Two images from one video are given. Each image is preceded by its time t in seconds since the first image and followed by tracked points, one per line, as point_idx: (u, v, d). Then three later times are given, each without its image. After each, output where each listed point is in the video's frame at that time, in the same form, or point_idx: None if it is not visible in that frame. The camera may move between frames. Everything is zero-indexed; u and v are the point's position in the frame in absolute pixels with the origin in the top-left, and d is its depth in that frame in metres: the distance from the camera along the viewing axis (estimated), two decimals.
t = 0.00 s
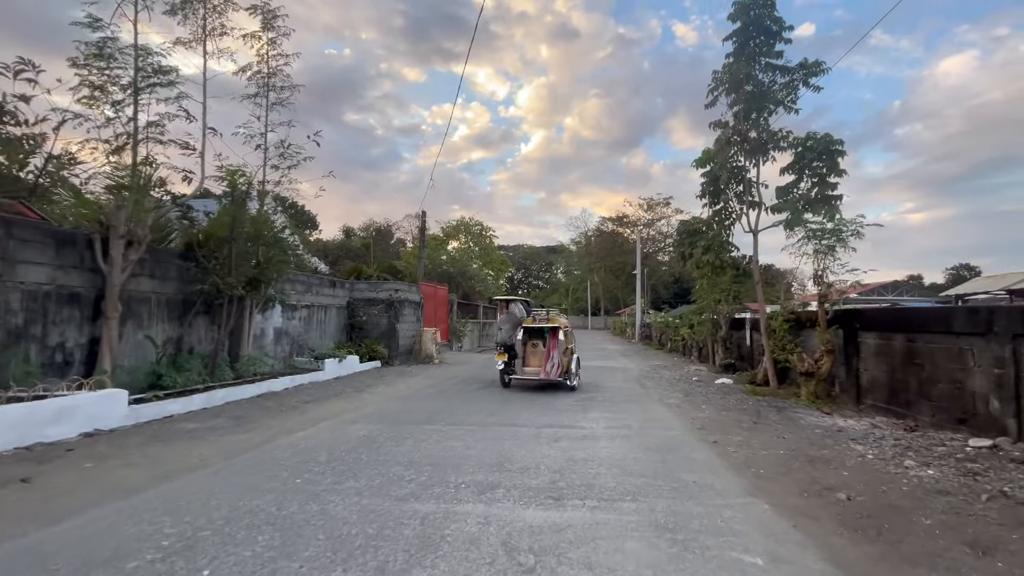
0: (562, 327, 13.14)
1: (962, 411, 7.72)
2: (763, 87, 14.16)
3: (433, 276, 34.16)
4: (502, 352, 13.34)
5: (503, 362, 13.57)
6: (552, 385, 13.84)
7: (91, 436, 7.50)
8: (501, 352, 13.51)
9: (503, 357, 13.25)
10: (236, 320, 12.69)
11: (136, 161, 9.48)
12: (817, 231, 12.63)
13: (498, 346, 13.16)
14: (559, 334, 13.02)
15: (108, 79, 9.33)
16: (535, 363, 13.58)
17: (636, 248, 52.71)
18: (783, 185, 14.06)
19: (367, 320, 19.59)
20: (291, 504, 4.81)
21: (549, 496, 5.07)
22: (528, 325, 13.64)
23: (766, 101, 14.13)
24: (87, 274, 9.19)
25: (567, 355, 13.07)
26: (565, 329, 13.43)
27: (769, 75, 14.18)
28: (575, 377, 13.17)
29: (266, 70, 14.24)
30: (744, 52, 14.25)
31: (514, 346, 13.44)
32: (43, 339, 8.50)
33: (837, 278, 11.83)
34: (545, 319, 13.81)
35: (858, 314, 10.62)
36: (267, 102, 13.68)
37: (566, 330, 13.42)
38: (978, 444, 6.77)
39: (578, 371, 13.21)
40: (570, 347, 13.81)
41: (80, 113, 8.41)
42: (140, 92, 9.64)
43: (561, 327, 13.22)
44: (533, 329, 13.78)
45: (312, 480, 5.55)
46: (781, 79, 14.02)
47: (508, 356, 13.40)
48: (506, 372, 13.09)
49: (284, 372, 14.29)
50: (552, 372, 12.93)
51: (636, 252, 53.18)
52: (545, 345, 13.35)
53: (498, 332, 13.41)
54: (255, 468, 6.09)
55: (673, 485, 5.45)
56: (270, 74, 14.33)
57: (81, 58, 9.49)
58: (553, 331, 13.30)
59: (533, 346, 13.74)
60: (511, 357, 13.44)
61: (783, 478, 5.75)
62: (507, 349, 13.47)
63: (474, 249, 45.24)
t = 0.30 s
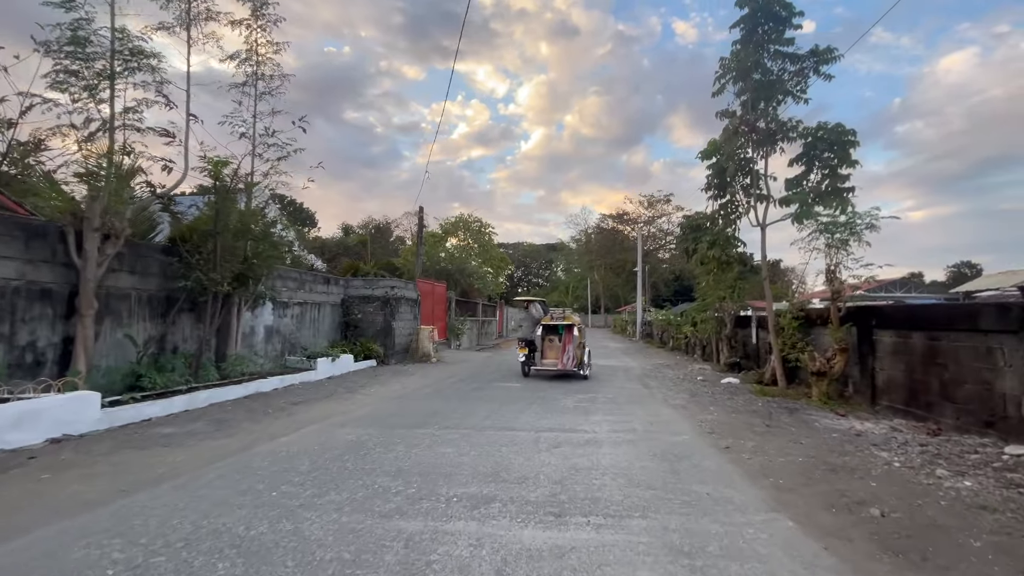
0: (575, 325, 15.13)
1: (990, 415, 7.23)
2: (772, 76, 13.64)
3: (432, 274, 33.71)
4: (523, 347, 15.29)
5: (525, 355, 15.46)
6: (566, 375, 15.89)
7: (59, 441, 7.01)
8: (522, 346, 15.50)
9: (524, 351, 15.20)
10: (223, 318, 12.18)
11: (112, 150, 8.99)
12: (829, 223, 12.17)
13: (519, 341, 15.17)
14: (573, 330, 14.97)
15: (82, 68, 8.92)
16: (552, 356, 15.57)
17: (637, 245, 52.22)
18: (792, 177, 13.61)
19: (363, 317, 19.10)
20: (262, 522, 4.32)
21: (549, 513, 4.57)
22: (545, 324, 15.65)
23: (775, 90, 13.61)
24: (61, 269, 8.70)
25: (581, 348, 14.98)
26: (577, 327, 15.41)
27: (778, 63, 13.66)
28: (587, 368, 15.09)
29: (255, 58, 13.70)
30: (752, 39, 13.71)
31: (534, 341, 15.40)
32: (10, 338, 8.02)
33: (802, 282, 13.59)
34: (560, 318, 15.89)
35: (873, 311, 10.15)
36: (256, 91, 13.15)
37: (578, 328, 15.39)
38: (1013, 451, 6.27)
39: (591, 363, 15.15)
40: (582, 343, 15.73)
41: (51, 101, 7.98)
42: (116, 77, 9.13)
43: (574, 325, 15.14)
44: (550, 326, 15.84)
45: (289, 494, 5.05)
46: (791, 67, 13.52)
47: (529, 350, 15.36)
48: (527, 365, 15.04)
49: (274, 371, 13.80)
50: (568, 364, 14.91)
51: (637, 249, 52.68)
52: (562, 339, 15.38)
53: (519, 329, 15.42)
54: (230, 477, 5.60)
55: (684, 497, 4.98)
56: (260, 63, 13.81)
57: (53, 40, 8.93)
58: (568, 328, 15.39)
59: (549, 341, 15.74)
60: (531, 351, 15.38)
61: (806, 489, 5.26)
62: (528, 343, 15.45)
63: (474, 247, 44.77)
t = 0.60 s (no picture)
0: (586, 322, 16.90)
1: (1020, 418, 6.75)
2: (779, 65, 13.14)
3: (429, 271, 33.21)
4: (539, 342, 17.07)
5: (540, 349, 17.31)
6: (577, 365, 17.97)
7: (22, 448, 6.54)
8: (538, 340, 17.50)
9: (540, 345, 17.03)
10: (209, 316, 11.68)
11: (85, 137, 8.49)
12: (840, 217, 11.68)
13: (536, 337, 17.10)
14: (583, 327, 16.77)
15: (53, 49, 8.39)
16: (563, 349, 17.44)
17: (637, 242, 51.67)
18: (801, 169, 13.16)
19: (358, 316, 18.60)
20: (225, 545, 3.84)
21: (548, 534, 4.07)
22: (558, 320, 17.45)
23: (783, 79, 13.11)
24: (31, 264, 8.22)
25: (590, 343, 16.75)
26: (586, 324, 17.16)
27: (785, 51, 13.16)
28: (596, 360, 16.89)
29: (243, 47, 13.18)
30: (760, 25, 13.20)
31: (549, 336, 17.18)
32: None
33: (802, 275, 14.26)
34: (571, 315, 17.87)
35: (888, 308, 9.67)
36: (243, 79, 12.62)
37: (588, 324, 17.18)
38: None
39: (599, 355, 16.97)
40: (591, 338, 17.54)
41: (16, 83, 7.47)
42: (90, 61, 8.62)
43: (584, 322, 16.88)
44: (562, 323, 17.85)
45: (259, 511, 4.54)
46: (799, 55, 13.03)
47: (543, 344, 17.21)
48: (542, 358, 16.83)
49: (263, 371, 13.31)
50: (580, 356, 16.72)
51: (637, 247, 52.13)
52: (573, 335, 17.17)
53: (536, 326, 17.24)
54: (199, 490, 5.12)
55: (697, 512, 4.51)
56: (247, 51, 13.28)
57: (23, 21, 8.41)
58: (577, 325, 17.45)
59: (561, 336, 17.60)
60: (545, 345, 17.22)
61: (831, 502, 4.79)
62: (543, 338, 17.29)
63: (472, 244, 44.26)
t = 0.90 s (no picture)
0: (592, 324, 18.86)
1: None
2: (787, 56, 12.69)
3: (426, 272, 32.80)
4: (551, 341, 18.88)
5: (551, 347, 19.26)
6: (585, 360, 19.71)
7: None
8: (550, 340, 19.47)
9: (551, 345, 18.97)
10: (192, 317, 11.18)
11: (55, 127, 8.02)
12: (851, 213, 11.24)
13: (547, 337, 18.87)
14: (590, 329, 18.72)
15: (22, 33, 7.90)
16: (572, 347, 19.47)
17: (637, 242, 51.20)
18: (809, 164, 12.80)
19: (352, 317, 18.11)
20: None
21: (547, 564, 3.57)
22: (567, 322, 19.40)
23: (790, 71, 12.67)
24: None
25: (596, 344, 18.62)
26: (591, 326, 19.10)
27: (792, 42, 12.72)
28: (601, 356, 18.90)
29: (231, 38, 12.68)
30: (766, 16, 12.74)
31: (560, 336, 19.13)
32: None
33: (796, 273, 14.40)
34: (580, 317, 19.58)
35: (905, 308, 9.21)
36: (229, 71, 12.13)
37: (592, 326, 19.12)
38: None
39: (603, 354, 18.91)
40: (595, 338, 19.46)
41: None
42: (62, 47, 8.14)
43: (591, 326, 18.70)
44: (571, 324, 19.58)
45: (223, 535, 4.05)
46: (807, 47, 12.59)
47: (554, 343, 19.24)
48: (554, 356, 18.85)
49: (251, 375, 12.80)
50: (587, 353, 18.61)
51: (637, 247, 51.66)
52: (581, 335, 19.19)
53: (546, 328, 18.89)
54: (160, 509, 4.62)
55: (714, 536, 4.03)
56: (234, 42, 12.79)
57: None
58: (582, 325, 18.94)
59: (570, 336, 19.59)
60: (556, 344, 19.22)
61: (861, 524, 4.30)
62: (554, 338, 19.28)
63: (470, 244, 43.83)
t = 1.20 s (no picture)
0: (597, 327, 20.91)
1: None
2: (794, 48, 12.25)
3: (424, 273, 32.32)
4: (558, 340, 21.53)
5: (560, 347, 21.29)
6: (592, 358, 21.56)
7: None
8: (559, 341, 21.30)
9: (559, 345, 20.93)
10: (175, 318, 10.69)
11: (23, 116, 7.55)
12: (863, 210, 10.77)
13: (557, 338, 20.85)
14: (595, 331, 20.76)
15: None
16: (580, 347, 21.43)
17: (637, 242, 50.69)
18: (818, 160, 12.35)
19: (346, 318, 17.64)
20: None
21: None
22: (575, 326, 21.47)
23: (798, 63, 12.22)
24: None
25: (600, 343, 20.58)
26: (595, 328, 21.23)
27: (800, 34, 12.28)
28: (606, 355, 20.89)
29: (217, 27, 12.16)
30: (773, 6, 12.27)
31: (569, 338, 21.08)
32: None
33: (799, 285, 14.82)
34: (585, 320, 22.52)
35: (923, 309, 8.73)
36: (215, 62, 11.64)
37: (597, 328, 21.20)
38: None
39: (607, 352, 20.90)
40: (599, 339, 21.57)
41: None
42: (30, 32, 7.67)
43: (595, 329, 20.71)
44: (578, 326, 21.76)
45: (177, 566, 3.56)
46: (815, 38, 12.14)
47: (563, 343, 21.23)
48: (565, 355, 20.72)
49: (239, 378, 12.30)
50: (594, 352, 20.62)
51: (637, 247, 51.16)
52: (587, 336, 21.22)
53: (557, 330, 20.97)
54: (110, 533, 4.12)
55: (735, 567, 3.53)
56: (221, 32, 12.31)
57: None
58: (587, 330, 23.72)
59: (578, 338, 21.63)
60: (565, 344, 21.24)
61: (900, 551, 3.80)
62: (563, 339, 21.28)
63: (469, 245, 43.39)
